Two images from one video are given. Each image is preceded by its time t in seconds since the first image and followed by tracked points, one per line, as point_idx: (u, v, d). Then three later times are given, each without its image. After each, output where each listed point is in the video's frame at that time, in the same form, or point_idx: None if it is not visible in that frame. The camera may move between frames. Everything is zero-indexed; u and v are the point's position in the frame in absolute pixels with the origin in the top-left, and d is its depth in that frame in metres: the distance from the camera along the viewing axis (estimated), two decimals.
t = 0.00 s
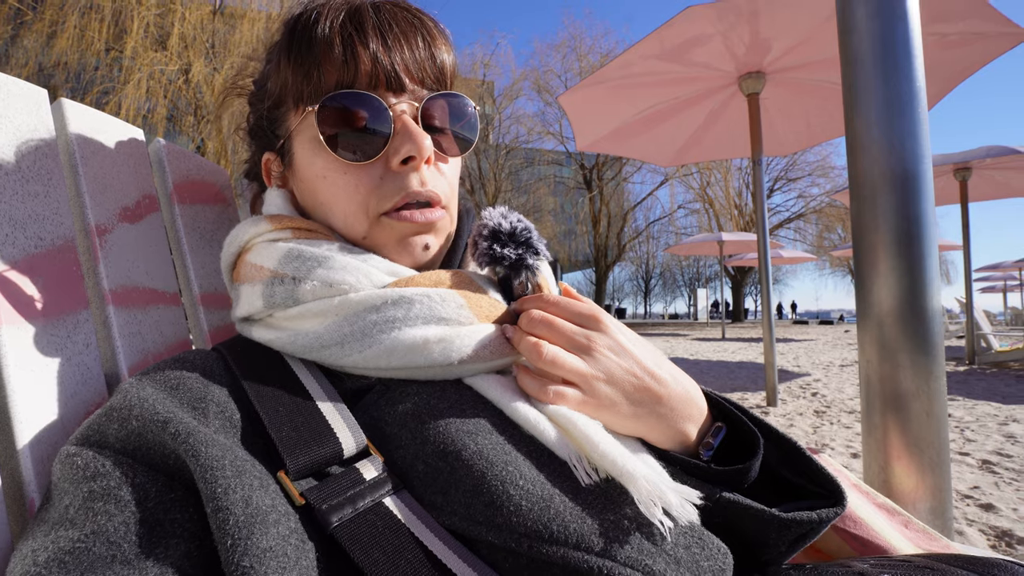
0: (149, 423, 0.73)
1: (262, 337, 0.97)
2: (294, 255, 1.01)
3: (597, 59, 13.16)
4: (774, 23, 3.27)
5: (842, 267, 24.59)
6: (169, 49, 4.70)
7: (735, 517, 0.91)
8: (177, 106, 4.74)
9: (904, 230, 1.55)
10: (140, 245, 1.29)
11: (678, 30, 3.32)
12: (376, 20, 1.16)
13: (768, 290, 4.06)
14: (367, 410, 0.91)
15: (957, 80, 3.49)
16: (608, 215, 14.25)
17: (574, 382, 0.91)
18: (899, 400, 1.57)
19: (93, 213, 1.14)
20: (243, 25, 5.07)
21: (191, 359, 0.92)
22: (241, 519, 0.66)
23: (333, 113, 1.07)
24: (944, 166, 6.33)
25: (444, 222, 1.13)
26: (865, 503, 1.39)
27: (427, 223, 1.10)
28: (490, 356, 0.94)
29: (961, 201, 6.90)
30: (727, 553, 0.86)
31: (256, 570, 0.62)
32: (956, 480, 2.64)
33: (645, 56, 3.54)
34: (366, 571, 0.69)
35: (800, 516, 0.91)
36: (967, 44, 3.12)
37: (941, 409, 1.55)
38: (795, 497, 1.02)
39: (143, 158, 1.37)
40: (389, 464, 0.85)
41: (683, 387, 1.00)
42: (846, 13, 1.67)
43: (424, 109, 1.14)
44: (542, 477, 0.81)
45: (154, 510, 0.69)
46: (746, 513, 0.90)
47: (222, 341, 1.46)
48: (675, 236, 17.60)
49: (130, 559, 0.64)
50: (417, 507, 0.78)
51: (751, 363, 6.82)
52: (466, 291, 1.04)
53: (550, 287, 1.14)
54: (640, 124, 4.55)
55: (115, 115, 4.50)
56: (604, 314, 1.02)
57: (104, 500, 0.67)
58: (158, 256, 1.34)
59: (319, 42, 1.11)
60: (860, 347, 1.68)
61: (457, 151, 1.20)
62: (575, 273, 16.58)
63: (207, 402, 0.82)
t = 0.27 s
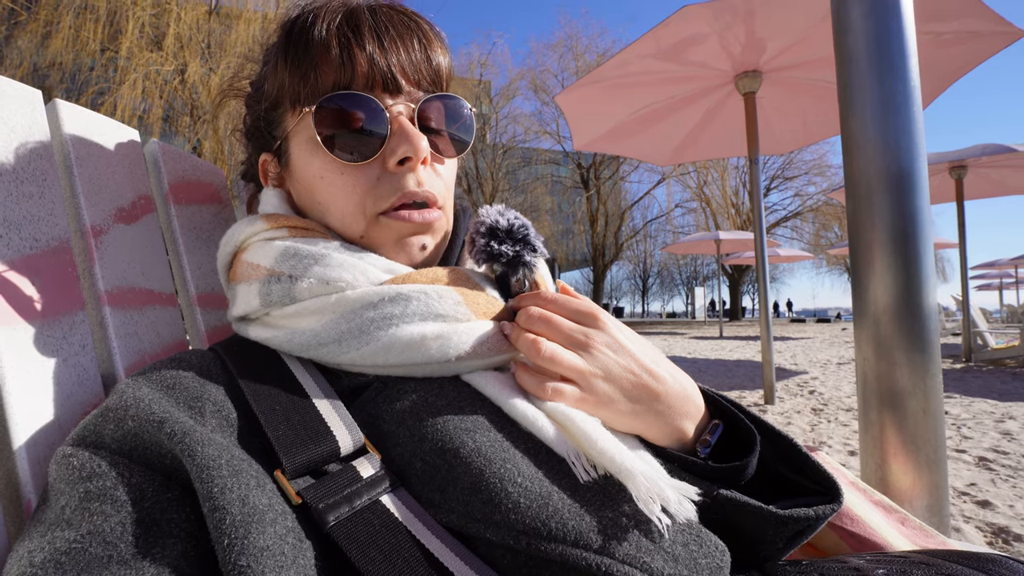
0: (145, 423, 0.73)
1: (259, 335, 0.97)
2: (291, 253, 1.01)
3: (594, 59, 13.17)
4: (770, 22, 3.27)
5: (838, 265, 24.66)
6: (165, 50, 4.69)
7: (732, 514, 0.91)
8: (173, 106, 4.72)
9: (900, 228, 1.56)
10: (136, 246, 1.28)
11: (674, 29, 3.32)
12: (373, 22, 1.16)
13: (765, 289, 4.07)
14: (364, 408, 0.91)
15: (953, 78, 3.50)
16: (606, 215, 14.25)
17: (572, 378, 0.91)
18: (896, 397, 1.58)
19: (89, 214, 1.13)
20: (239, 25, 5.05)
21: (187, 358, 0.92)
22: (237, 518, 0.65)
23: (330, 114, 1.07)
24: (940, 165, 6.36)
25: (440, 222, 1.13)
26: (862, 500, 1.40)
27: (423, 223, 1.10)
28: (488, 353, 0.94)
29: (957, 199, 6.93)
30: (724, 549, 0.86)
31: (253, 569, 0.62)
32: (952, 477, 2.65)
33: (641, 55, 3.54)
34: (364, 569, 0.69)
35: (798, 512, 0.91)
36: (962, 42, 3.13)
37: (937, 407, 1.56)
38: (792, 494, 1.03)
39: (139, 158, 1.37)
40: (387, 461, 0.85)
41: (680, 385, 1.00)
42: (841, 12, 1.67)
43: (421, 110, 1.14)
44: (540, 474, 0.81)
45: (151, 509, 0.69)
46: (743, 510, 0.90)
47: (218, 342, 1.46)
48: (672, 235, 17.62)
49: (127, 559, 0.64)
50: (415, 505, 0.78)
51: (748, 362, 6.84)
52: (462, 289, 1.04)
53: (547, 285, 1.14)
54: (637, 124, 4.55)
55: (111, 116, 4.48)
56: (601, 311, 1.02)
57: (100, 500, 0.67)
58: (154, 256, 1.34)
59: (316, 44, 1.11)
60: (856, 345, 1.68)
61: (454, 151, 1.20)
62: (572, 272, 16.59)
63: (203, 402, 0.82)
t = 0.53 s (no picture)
0: (143, 420, 0.73)
1: (258, 333, 0.97)
2: (290, 250, 1.00)
3: (594, 54, 13.12)
4: (771, 17, 3.26)
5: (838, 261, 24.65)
6: (164, 44, 4.66)
7: (732, 515, 0.91)
8: (171, 101, 4.70)
9: (901, 225, 1.55)
10: (135, 242, 1.28)
11: (675, 24, 3.31)
12: (374, 18, 1.15)
13: (765, 285, 4.07)
14: (363, 406, 0.91)
15: (954, 74, 3.49)
16: (606, 210, 14.24)
17: (571, 377, 0.91)
18: (896, 394, 1.58)
19: (87, 210, 1.13)
20: (238, 19, 5.03)
21: (186, 355, 0.92)
22: (235, 517, 0.65)
23: (329, 109, 1.06)
24: (941, 161, 6.34)
25: (440, 219, 1.13)
26: (861, 497, 1.40)
27: (423, 220, 1.09)
28: (487, 351, 0.94)
29: (957, 196, 6.92)
30: (724, 551, 0.85)
31: (251, 568, 0.62)
32: (951, 474, 2.66)
33: (642, 50, 3.53)
34: (361, 570, 0.69)
35: (797, 513, 0.91)
36: (964, 38, 3.11)
37: (937, 404, 1.56)
38: (791, 493, 1.02)
39: (138, 154, 1.36)
40: (386, 460, 0.85)
41: (680, 384, 1.00)
42: (842, 8, 1.66)
43: (422, 107, 1.13)
44: (539, 473, 0.81)
45: (149, 507, 0.69)
46: (743, 510, 0.90)
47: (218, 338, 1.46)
48: (672, 231, 17.60)
49: (126, 557, 0.63)
50: (413, 505, 0.78)
51: (748, 358, 6.84)
52: (462, 286, 1.03)
53: (547, 282, 1.13)
54: (637, 119, 4.54)
55: (109, 111, 4.47)
56: (601, 310, 1.02)
57: (98, 498, 0.67)
58: (152, 253, 1.34)
59: (316, 40, 1.10)
60: (856, 342, 1.68)
61: (455, 148, 1.19)
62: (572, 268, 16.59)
63: (202, 399, 0.82)
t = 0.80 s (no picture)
0: (141, 419, 0.73)
1: (256, 333, 0.97)
2: (287, 251, 1.00)
3: (593, 51, 13.09)
4: (771, 14, 3.25)
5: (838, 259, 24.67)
6: (162, 42, 4.65)
7: (730, 515, 0.91)
8: (170, 99, 4.69)
9: (900, 222, 1.55)
10: (132, 240, 1.27)
11: (674, 21, 3.30)
12: (369, 12, 1.14)
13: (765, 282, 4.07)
14: (361, 406, 0.91)
15: (954, 71, 3.48)
16: (605, 208, 14.22)
17: (569, 377, 0.91)
18: (895, 392, 1.58)
19: (84, 208, 1.13)
20: (236, 17, 5.01)
21: (184, 354, 0.92)
22: (234, 516, 0.65)
23: (326, 106, 1.06)
24: (940, 158, 6.34)
25: (436, 219, 1.13)
26: (859, 494, 1.40)
27: (417, 222, 1.09)
28: (485, 351, 0.94)
29: (957, 193, 6.92)
30: (722, 550, 0.86)
31: (250, 567, 0.62)
32: (950, 471, 2.66)
33: (641, 47, 3.52)
34: (360, 570, 0.69)
35: (794, 514, 0.91)
36: (964, 35, 3.11)
37: (935, 401, 1.56)
38: (789, 494, 1.03)
39: (135, 152, 1.36)
40: (384, 460, 0.85)
41: (678, 383, 1.00)
42: (842, 5, 1.66)
43: (419, 102, 1.13)
44: (538, 473, 0.81)
45: (148, 506, 0.68)
46: (740, 510, 0.90)
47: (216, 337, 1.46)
48: (672, 229, 17.59)
49: (124, 556, 0.63)
50: (412, 505, 0.78)
51: (747, 355, 6.85)
52: (460, 286, 1.03)
53: (546, 281, 1.13)
54: (636, 116, 4.53)
55: (107, 108, 4.46)
56: (599, 309, 1.02)
57: (97, 496, 0.67)
58: (151, 251, 1.33)
59: (310, 35, 1.10)
60: (856, 339, 1.68)
61: (453, 145, 1.19)
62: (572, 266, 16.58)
63: (200, 398, 0.82)
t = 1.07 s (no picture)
0: (145, 418, 0.73)
1: (258, 334, 0.97)
2: (290, 252, 1.00)
3: (596, 50, 13.07)
4: (775, 13, 3.24)
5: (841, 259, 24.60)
6: (165, 40, 4.66)
7: (732, 523, 0.91)
8: (173, 97, 4.69)
9: (905, 223, 1.54)
10: (135, 239, 1.27)
11: (678, 20, 3.29)
12: (372, 13, 1.14)
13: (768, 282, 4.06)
14: (364, 409, 0.91)
15: (959, 71, 3.47)
16: (607, 207, 14.21)
17: (572, 382, 0.91)
18: (898, 393, 1.57)
19: (88, 206, 1.13)
20: (240, 15, 5.01)
21: (187, 354, 0.92)
22: (237, 517, 0.65)
23: (330, 110, 1.06)
24: (944, 158, 6.32)
25: (441, 224, 1.13)
26: (861, 496, 1.40)
27: (421, 228, 1.09)
28: (488, 355, 0.94)
29: (961, 193, 6.90)
30: (724, 558, 0.86)
31: (253, 568, 0.62)
32: (953, 472, 2.65)
33: (644, 46, 3.51)
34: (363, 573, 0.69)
35: (796, 524, 0.91)
36: (969, 34, 3.09)
37: (938, 402, 1.55)
38: (792, 503, 1.02)
39: (139, 150, 1.36)
40: (387, 463, 0.85)
41: (682, 389, 1.00)
42: (847, 6, 1.65)
43: (423, 105, 1.13)
44: (541, 478, 0.81)
45: (152, 506, 0.69)
46: (743, 519, 0.90)
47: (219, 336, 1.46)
48: (674, 228, 17.57)
49: (128, 555, 0.64)
50: (415, 509, 0.78)
51: (750, 355, 6.84)
52: (464, 289, 1.03)
53: (550, 284, 1.13)
54: (639, 115, 4.52)
55: (111, 106, 4.47)
56: (603, 313, 1.01)
57: (101, 496, 0.67)
58: (154, 250, 1.34)
59: (313, 37, 1.09)
60: (859, 340, 1.68)
61: (456, 149, 1.19)
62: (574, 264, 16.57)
63: (203, 399, 0.82)
